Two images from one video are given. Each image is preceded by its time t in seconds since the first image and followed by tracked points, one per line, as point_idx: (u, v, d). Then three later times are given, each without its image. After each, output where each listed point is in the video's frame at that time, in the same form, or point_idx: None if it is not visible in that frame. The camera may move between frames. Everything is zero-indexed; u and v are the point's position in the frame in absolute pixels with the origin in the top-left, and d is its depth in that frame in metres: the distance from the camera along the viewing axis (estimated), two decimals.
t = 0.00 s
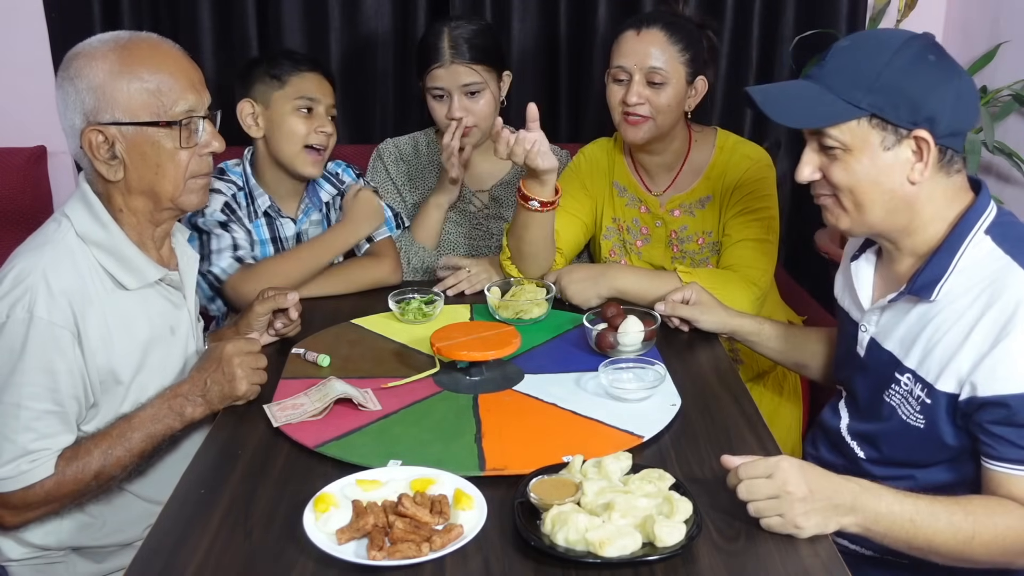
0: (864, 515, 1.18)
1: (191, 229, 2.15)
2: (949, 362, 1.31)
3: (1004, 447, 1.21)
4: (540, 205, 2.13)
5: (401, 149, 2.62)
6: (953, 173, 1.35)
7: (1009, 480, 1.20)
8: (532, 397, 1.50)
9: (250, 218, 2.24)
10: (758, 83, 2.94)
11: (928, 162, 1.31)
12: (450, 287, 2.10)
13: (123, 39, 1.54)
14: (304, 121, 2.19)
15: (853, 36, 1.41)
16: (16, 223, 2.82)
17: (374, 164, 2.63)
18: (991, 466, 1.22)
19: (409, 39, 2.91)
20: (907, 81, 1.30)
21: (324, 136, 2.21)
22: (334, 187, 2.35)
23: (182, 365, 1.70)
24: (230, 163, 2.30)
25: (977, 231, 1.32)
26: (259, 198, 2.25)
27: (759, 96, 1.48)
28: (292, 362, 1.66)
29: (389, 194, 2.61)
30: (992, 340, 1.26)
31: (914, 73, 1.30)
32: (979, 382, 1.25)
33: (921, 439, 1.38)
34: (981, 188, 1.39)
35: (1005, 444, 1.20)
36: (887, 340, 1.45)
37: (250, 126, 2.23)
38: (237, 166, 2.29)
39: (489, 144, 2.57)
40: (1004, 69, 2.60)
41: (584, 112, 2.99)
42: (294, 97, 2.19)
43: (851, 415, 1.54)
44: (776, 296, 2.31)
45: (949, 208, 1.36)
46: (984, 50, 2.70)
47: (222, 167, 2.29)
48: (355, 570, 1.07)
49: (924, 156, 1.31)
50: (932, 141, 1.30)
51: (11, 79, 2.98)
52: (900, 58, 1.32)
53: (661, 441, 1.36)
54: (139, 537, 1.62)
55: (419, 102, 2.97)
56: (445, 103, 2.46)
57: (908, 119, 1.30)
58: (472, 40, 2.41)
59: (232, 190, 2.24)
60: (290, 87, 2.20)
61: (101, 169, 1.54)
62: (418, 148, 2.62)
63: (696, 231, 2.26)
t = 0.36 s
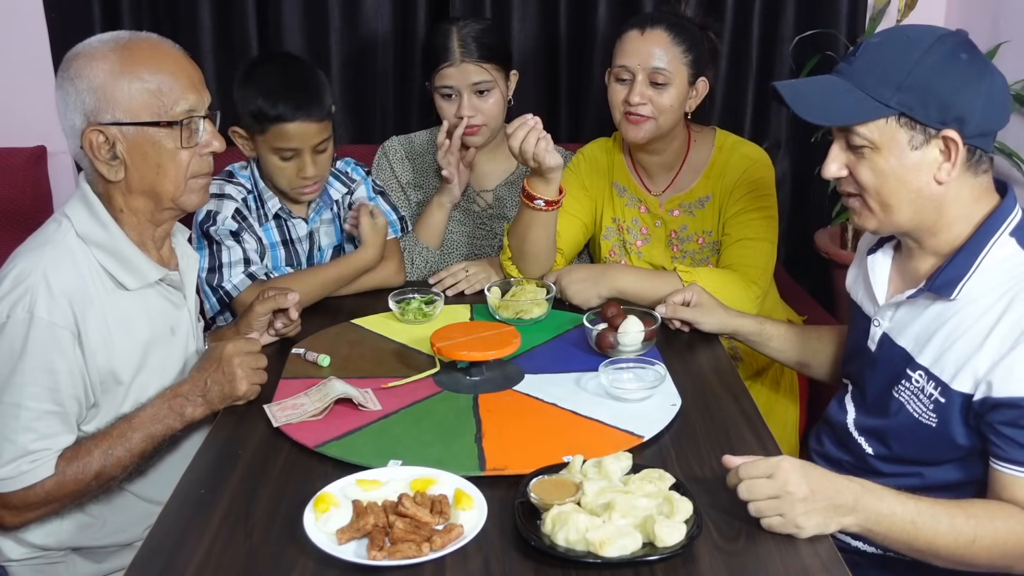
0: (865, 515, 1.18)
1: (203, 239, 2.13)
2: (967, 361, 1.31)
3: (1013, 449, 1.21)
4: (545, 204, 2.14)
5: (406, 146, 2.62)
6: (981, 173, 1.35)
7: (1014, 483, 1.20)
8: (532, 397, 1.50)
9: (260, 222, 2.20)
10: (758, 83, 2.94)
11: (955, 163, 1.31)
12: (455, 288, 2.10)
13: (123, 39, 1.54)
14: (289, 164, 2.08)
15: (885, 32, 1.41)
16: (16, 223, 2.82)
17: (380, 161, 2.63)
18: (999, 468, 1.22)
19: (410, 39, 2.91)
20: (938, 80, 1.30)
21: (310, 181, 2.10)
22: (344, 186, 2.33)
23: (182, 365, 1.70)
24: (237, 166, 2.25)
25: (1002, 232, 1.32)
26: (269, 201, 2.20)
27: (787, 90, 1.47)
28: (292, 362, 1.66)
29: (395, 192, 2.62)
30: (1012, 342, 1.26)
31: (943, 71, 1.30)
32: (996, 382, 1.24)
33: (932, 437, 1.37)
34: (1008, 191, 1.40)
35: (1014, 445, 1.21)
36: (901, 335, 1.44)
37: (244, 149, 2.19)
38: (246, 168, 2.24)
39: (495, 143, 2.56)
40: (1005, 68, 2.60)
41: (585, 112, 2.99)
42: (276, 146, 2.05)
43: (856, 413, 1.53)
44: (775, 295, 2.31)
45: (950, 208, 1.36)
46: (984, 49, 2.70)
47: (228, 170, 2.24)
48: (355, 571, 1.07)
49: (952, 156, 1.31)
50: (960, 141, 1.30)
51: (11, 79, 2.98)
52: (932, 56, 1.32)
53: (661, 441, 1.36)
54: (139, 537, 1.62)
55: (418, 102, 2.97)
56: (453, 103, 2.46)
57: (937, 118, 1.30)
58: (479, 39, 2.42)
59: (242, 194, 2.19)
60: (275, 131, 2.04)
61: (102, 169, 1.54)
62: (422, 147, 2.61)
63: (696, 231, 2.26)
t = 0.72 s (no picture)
0: (865, 515, 1.18)
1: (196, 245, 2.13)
2: (966, 364, 1.31)
3: (1011, 450, 1.21)
4: (545, 201, 2.14)
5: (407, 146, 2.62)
6: (976, 173, 1.35)
7: (1013, 484, 1.20)
8: (531, 397, 1.50)
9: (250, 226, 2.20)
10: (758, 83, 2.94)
11: (944, 164, 1.31)
12: (451, 288, 2.11)
13: (123, 39, 1.54)
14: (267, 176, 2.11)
15: (874, 35, 1.42)
16: (16, 223, 2.82)
17: (381, 161, 2.62)
18: (998, 470, 1.22)
19: (410, 40, 2.91)
20: (923, 82, 1.31)
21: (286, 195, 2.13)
22: (336, 186, 2.31)
23: (182, 365, 1.70)
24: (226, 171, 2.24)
25: (1001, 233, 1.32)
26: (257, 206, 2.21)
27: (779, 99, 1.50)
28: (292, 362, 1.66)
29: (396, 192, 2.61)
30: (1011, 344, 1.26)
31: (930, 72, 1.31)
32: (995, 384, 1.24)
33: (931, 439, 1.37)
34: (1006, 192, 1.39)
35: (1012, 446, 1.21)
36: (899, 337, 1.44)
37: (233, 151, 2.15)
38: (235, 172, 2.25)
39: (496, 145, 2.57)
40: (1004, 68, 2.60)
41: (584, 112, 2.99)
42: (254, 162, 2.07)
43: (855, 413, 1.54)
44: (775, 295, 2.31)
45: (950, 208, 1.36)
46: (984, 49, 2.70)
47: (217, 175, 2.24)
48: (355, 571, 1.07)
49: (941, 157, 1.31)
50: (948, 144, 1.30)
51: (10, 79, 2.98)
52: (916, 59, 1.32)
53: (661, 441, 1.36)
54: (139, 537, 1.62)
55: (418, 102, 2.97)
56: (457, 102, 2.46)
57: (924, 120, 1.30)
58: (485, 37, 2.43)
59: (231, 200, 2.19)
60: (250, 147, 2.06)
61: (102, 169, 1.54)
62: (424, 147, 2.62)
63: (696, 232, 2.26)
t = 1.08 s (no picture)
0: (865, 515, 1.18)
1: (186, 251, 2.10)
2: (960, 365, 1.31)
3: (1008, 449, 1.21)
4: (546, 204, 2.13)
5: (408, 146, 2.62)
6: (963, 170, 1.34)
7: (1012, 483, 1.20)
8: (531, 397, 1.50)
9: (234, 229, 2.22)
10: (758, 83, 2.94)
11: (929, 162, 1.31)
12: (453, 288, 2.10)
13: (123, 38, 1.54)
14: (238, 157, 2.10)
15: (857, 37, 1.42)
16: (16, 224, 2.82)
17: (381, 160, 2.62)
18: (995, 469, 1.22)
19: (410, 40, 2.91)
20: (905, 81, 1.31)
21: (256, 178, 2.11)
22: (319, 185, 2.33)
23: (182, 365, 1.70)
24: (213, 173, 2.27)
25: (991, 233, 1.32)
26: (239, 209, 2.23)
27: (764, 102, 1.50)
28: (292, 362, 1.66)
29: (396, 191, 2.62)
30: (1005, 344, 1.26)
31: (912, 71, 1.31)
32: (990, 385, 1.24)
33: (928, 439, 1.37)
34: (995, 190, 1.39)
35: (1010, 446, 1.21)
36: (893, 339, 1.45)
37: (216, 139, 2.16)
38: (219, 176, 2.26)
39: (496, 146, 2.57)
40: (1005, 68, 2.60)
41: (584, 113, 2.99)
42: (224, 137, 2.07)
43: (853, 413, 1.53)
44: (775, 295, 2.31)
45: (949, 208, 1.35)
46: (984, 49, 2.70)
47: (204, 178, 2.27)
48: (355, 571, 1.07)
49: (925, 155, 1.31)
50: (932, 142, 1.30)
51: (10, 79, 2.98)
52: (898, 59, 1.32)
53: (661, 441, 1.36)
54: (139, 538, 1.62)
55: (418, 102, 2.96)
56: (457, 104, 2.47)
57: (907, 119, 1.30)
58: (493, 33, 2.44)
59: (214, 204, 2.22)
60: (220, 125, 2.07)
61: (101, 168, 1.54)
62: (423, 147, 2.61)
63: (696, 232, 2.26)
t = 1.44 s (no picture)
0: (864, 514, 1.18)
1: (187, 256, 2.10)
2: (954, 363, 1.31)
3: (1004, 447, 1.21)
4: (554, 202, 2.16)
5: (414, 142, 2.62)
6: (953, 170, 1.34)
7: (1010, 482, 1.20)
8: (531, 397, 1.50)
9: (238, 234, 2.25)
10: (758, 84, 2.94)
11: (917, 162, 1.31)
12: (453, 287, 2.10)
13: (123, 39, 1.54)
14: (241, 156, 2.09)
15: (845, 38, 1.42)
16: (16, 224, 2.82)
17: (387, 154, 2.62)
18: (992, 468, 1.22)
19: (410, 40, 2.92)
20: (892, 82, 1.30)
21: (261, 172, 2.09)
22: (321, 187, 2.32)
23: (182, 365, 1.70)
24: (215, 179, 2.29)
25: (982, 231, 1.32)
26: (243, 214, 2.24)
27: (754, 102, 1.50)
28: (292, 362, 1.66)
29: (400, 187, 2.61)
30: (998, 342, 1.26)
31: (899, 72, 1.31)
32: (984, 383, 1.24)
33: (923, 438, 1.37)
34: (988, 190, 1.38)
35: (1005, 444, 1.21)
36: (889, 338, 1.45)
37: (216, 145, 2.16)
38: (222, 180, 2.28)
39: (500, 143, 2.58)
40: (1004, 69, 2.60)
41: (585, 112, 2.99)
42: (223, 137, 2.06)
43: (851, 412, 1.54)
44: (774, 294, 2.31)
45: (949, 206, 1.36)
46: (984, 49, 2.70)
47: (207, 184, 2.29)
48: (355, 570, 1.07)
49: (913, 156, 1.31)
50: (919, 142, 1.30)
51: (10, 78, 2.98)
52: (885, 60, 1.32)
53: (661, 441, 1.36)
54: (139, 537, 1.62)
55: (418, 102, 2.96)
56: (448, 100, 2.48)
57: (894, 119, 1.30)
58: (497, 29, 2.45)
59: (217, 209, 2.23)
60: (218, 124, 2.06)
61: (101, 168, 1.54)
62: (428, 144, 2.62)
63: (696, 232, 2.26)
